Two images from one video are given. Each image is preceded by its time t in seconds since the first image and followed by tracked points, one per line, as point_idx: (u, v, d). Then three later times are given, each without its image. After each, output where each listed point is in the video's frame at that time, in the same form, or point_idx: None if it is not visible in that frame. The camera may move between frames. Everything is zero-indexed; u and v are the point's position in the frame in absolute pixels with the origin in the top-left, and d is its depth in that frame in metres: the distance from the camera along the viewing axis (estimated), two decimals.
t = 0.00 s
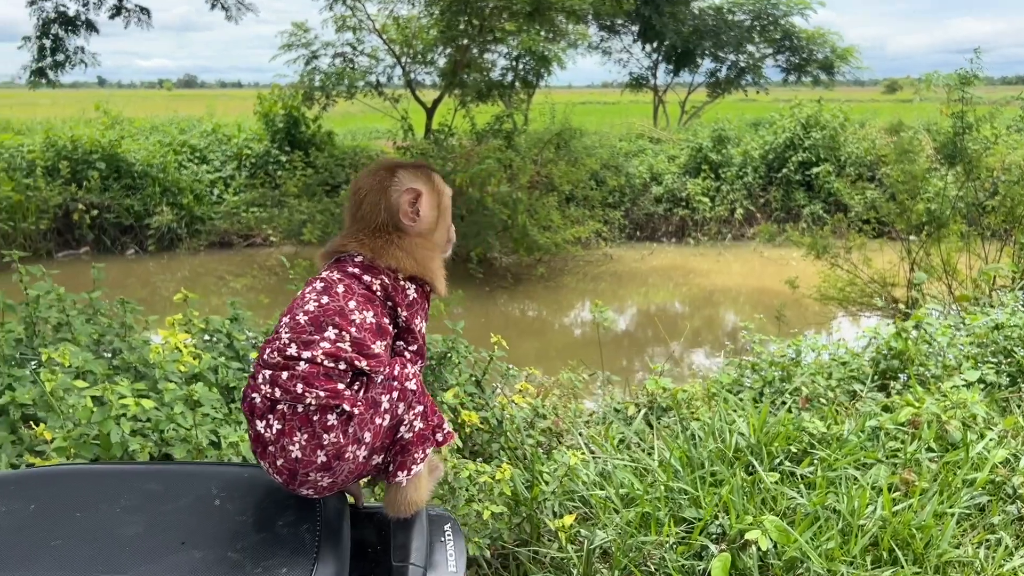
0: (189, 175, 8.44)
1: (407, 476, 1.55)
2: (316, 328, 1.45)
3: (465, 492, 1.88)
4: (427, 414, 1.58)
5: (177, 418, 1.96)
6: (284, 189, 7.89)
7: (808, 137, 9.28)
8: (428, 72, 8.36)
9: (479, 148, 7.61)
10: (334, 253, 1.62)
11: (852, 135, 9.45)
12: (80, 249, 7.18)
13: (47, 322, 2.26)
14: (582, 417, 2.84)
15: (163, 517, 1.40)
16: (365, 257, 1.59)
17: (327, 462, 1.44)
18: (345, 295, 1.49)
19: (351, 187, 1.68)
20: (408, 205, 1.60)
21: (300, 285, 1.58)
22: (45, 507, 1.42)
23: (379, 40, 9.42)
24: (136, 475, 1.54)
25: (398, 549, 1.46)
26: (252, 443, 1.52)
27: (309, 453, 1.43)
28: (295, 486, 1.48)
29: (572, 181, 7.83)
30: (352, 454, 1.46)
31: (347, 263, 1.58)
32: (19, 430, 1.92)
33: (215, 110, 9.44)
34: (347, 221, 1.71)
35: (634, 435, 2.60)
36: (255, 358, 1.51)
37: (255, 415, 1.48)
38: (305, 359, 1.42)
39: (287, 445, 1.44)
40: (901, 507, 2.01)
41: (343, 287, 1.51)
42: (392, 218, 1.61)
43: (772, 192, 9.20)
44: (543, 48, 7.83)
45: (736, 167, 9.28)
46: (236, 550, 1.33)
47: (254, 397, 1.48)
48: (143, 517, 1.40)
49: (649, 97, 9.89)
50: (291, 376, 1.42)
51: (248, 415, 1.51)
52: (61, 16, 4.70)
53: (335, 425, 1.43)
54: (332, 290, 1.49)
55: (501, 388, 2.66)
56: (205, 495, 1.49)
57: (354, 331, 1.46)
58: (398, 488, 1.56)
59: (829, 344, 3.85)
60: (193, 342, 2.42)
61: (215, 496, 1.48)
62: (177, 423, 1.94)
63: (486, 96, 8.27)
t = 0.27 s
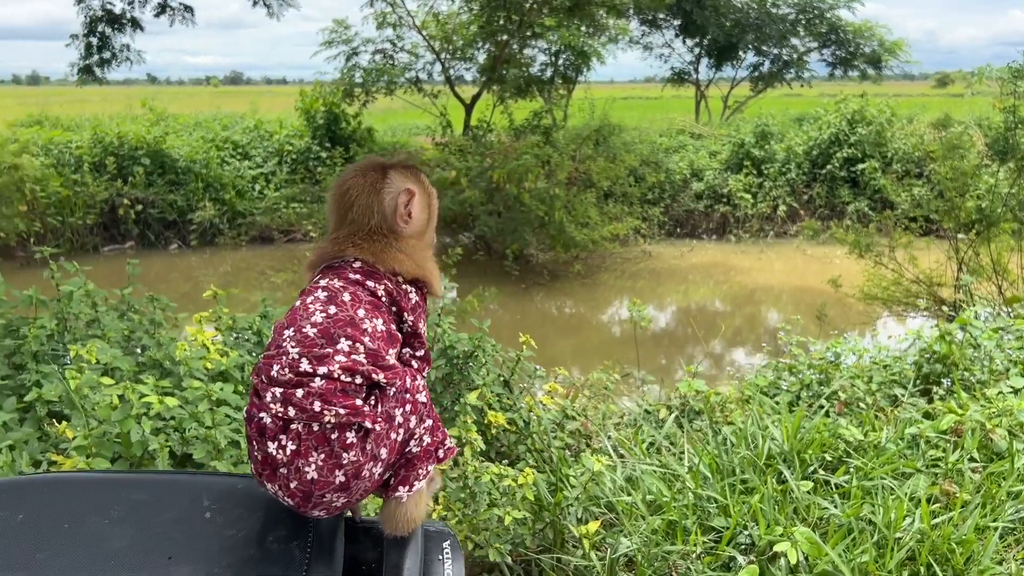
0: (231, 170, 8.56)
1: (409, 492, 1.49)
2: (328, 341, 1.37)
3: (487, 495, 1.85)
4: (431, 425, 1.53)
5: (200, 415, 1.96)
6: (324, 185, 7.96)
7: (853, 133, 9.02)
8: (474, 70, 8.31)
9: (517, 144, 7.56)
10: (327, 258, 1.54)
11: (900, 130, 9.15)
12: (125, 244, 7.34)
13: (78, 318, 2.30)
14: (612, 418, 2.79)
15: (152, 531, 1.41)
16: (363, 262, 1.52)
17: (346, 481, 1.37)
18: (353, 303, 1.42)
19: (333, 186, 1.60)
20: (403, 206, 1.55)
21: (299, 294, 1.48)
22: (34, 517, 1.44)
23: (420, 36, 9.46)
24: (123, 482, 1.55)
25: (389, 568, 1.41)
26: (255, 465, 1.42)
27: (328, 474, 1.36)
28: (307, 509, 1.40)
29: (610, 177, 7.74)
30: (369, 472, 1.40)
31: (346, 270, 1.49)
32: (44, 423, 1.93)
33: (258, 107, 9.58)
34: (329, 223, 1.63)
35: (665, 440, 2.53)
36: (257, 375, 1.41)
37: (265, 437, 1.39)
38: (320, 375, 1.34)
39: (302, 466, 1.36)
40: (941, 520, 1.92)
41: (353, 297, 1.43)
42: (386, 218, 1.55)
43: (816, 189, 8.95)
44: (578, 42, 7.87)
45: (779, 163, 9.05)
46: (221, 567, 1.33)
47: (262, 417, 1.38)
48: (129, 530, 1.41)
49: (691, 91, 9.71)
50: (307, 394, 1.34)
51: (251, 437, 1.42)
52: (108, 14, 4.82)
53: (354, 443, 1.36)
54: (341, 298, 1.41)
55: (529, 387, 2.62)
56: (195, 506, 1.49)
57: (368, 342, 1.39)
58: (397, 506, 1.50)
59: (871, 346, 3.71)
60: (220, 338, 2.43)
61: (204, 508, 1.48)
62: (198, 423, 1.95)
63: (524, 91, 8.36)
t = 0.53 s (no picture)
0: (271, 169, 8.70)
1: (389, 530, 1.44)
2: (303, 376, 1.32)
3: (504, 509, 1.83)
4: (414, 460, 1.47)
5: (219, 423, 1.99)
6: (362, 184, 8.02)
7: (898, 133, 8.75)
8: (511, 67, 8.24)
9: (554, 143, 7.51)
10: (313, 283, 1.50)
11: (948, 129, 8.85)
12: (168, 241, 7.50)
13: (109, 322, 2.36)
14: (638, 424, 2.74)
15: (136, 560, 1.42)
16: (349, 290, 1.47)
17: (319, 519, 1.33)
18: (334, 333, 1.37)
19: (326, 209, 1.56)
20: (395, 230, 1.50)
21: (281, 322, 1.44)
22: (16, 546, 1.45)
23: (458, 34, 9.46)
24: (107, 509, 1.56)
25: None
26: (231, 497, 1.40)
27: (299, 511, 1.32)
28: (280, 544, 1.38)
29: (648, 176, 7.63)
30: (344, 509, 1.35)
31: (331, 297, 1.45)
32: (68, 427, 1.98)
33: (299, 105, 9.71)
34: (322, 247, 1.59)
35: (693, 452, 2.48)
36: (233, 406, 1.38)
37: (237, 470, 1.36)
38: (294, 410, 1.30)
39: (274, 502, 1.32)
40: (975, 543, 1.84)
41: (331, 328, 1.37)
42: (375, 244, 1.50)
43: (859, 189, 8.70)
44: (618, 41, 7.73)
45: (822, 163, 8.83)
46: None
47: (236, 451, 1.35)
48: (109, 561, 1.42)
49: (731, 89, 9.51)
50: (279, 429, 1.30)
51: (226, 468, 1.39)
52: (151, 15, 4.94)
53: (327, 481, 1.32)
54: (320, 329, 1.36)
55: (553, 393, 2.59)
56: (181, 536, 1.50)
57: (347, 375, 1.34)
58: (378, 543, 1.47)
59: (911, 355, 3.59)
60: (245, 342, 2.45)
61: (190, 538, 1.49)
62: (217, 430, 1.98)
63: (563, 89, 8.26)
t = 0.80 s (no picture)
0: (307, 167, 8.79)
1: (370, 546, 1.35)
2: (279, 386, 1.23)
3: (518, 515, 1.84)
4: (399, 475, 1.37)
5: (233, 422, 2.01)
6: (396, 182, 8.08)
7: (941, 132, 8.48)
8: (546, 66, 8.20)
9: (589, 142, 7.45)
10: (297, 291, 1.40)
11: (996, 128, 8.55)
12: (205, 238, 7.63)
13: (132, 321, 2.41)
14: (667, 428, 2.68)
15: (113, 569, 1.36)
16: (334, 297, 1.37)
17: (295, 534, 1.26)
18: (315, 342, 1.27)
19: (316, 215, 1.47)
20: (383, 238, 1.39)
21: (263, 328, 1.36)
22: None
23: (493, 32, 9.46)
24: (91, 515, 1.49)
25: None
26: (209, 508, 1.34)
27: (273, 527, 1.25)
28: (258, 558, 1.31)
29: (683, 176, 7.52)
30: (322, 526, 1.27)
31: (313, 304, 1.35)
32: (86, 425, 2.03)
33: (336, 105, 9.82)
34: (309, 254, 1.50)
35: (717, 458, 2.43)
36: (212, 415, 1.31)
37: (214, 481, 1.30)
38: (269, 422, 1.22)
39: (249, 517, 1.26)
40: (1006, 559, 1.77)
41: (311, 337, 1.28)
42: (364, 252, 1.40)
43: (901, 190, 8.46)
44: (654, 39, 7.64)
45: (862, 163, 8.60)
46: None
47: (211, 461, 1.29)
48: (89, 570, 1.35)
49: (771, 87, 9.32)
50: (254, 441, 1.22)
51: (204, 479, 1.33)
52: (191, 14, 5.04)
53: (303, 495, 1.24)
54: (300, 337, 1.27)
55: (576, 395, 2.56)
56: (163, 545, 1.44)
57: (325, 386, 1.24)
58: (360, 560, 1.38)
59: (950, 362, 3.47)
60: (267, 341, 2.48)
61: (172, 548, 1.43)
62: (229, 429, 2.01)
63: (600, 87, 8.17)
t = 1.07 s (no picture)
0: (339, 165, 8.86)
1: (348, 547, 1.34)
2: (257, 382, 1.23)
3: (529, 515, 1.84)
4: (380, 475, 1.37)
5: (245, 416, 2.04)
6: (426, 180, 8.11)
7: (983, 131, 8.22)
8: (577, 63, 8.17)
9: (620, 140, 7.38)
10: (280, 288, 1.40)
11: None
12: (238, 234, 7.72)
13: (152, 316, 2.46)
14: (688, 428, 2.63)
15: (90, 566, 1.38)
16: (318, 295, 1.36)
17: (269, 533, 1.25)
18: (294, 338, 1.27)
19: (300, 210, 1.46)
20: (382, 236, 1.42)
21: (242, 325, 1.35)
22: None
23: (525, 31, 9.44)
24: (75, 511, 1.52)
25: None
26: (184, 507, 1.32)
27: (248, 526, 1.24)
28: (232, 558, 1.30)
29: (715, 174, 7.41)
30: (298, 524, 1.26)
31: (297, 301, 1.35)
32: (102, 419, 2.07)
33: (369, 103, 9.89)
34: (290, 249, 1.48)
35: (738, 461, 2.39)
36: (189, 411, 1.30)
37: (187, 479, 1.28)
38: (245, 418, 1.21)
39: (223, 515, 1.24)
40: None
41: (291, 334, 1.28)
42: (352, 251, 1.41)
43: (940, 190, 8.23)
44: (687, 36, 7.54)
45: (899, 162, 8.39)
46: None
47: (186, 458, 1.28)
48: (68, 566, 1.37)
49: (807, 86, 9.15)
50: (229, 437, 1.22)
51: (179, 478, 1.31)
52: (225, 13, 5.13)
53: (279, 494, 1.23)
54: (280, 333, 1.28)
55: (594, 394, 2.55)
56: (143, 540, 1.46)
57: (304, 383, 1.25)
58: (339, 560, 1.38)
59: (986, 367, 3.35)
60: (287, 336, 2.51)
61: (152, 543, 1.45)
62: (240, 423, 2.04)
63: (631, 85, 8.12)
